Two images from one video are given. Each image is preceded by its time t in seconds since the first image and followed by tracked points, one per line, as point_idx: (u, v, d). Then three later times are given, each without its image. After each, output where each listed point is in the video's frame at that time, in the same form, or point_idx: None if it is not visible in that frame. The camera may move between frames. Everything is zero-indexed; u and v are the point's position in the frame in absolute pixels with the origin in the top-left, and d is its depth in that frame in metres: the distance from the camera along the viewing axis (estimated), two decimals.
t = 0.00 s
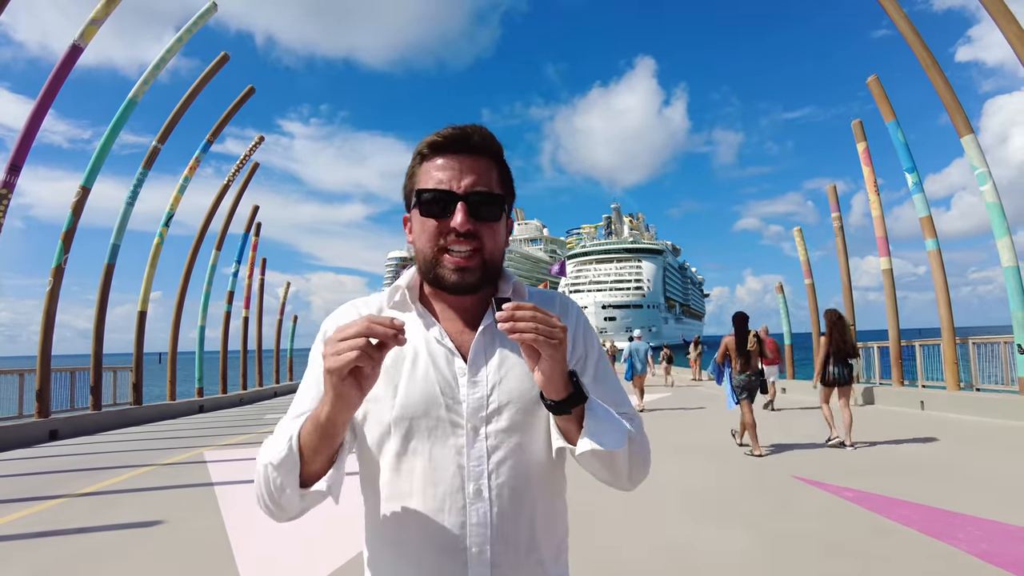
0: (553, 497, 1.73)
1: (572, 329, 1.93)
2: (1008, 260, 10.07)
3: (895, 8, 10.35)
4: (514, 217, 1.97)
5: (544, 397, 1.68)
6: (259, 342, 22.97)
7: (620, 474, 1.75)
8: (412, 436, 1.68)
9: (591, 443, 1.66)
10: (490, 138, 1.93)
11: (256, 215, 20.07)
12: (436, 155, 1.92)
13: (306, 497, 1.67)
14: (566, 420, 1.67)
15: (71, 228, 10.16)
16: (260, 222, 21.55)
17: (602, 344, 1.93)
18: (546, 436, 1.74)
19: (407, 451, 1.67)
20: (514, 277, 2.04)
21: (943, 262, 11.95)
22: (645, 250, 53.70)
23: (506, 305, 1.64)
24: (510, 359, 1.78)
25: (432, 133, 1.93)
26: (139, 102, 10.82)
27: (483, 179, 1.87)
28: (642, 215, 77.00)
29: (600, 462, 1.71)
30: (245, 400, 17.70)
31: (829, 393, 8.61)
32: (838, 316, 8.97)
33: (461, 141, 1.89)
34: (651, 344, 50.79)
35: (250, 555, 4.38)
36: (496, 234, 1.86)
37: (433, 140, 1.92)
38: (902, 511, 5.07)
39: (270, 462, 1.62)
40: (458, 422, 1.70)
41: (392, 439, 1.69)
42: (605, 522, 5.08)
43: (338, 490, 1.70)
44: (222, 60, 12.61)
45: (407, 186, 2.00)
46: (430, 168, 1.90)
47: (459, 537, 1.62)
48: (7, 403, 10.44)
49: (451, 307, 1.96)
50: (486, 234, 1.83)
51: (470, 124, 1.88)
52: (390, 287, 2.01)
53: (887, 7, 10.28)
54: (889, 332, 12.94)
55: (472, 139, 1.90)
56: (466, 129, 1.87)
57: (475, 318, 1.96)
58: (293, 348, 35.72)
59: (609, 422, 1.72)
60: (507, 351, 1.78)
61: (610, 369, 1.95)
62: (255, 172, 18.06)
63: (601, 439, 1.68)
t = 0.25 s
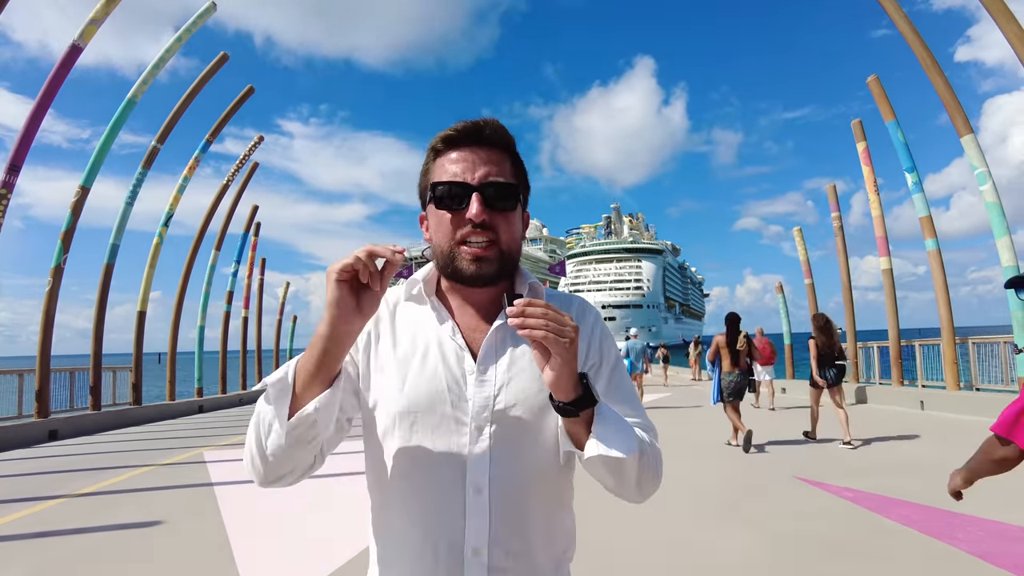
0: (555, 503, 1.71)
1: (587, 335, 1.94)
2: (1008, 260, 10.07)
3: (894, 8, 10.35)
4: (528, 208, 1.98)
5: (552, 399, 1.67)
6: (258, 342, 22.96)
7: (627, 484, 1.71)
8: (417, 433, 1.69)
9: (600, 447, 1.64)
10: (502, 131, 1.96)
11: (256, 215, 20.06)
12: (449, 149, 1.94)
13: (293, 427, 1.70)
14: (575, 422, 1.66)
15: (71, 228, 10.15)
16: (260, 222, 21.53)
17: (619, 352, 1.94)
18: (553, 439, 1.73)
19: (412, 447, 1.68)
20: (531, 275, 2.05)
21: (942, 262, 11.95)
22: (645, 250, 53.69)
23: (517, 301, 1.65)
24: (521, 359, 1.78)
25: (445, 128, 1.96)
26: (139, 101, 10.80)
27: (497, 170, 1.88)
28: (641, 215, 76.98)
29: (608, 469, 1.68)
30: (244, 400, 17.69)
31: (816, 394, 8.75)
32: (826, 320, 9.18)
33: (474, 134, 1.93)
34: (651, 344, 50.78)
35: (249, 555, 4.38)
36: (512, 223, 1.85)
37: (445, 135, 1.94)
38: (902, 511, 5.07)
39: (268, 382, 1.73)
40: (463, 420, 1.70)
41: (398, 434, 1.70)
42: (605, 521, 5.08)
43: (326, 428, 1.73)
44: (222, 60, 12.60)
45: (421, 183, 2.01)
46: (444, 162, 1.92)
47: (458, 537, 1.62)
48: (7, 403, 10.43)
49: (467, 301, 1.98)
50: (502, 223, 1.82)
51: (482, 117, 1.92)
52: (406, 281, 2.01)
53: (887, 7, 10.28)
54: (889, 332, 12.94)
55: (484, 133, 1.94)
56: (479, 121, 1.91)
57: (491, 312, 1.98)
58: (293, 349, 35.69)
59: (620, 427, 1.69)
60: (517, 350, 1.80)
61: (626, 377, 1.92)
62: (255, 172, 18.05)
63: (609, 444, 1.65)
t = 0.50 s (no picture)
0: (564, 509, 1.72)
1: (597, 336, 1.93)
2: (1008, 260, 10.07)
3: (893, 8, 10.36)
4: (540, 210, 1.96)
5: (563, 410, 1.67)
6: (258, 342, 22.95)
7: (633, 489, 1.74)
8: (427, 439, 1.68)
9: (610, 458, 1.65)
10: (519, 128, 1.90)
11: (255, 215, 20.05)
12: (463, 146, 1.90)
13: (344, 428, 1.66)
14: (585, 434, 1.67)
15: (70, 229, 10.14)
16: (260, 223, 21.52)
17: (625, 352, 1.94)
18: (562, 446, 1.74)
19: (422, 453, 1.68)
20: (542, 277, 2.01)
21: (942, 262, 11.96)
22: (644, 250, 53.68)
23: (529, 314, 1.63)
24: (531, 366, 1.76)
25: (459, 123, 1.91)
26: (139, 102, 10.80)
27: (509, 175, 1.86)
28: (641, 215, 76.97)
29: (616, 477, 1.70)
30: (244, 401, 17.68)
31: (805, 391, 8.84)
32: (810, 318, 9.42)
33: (490, 131, 1.88)
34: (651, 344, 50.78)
35: (250, 556, 4.37)
36: (522, 232, 1.84)
37: (458, 130, 1.90)
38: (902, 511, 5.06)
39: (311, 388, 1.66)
40: (475, 427, 1.70)
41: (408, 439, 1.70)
42: (605, 521, 5.07)
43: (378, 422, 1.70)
44: (221, 60, 12.59)
45: (433, 177, 2.00)
46: (457, 161, 1.90)
47: (468, 542, 1.63)
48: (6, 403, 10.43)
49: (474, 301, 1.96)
50: (511, 235, 1.82)
51: (498, 116, 1.87)
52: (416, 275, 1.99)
53: (886, 7, 10.29)
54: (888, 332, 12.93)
55: (500, 131, 1.88)
56: (494, 120, 1.86)
57: (500, 314, 1.96)
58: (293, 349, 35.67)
59: (630, 438, 1.70)
60: (529, 359, 1.77)
61: (633, 379, 1.92)
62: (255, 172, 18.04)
63: (620, 455, 1.66)
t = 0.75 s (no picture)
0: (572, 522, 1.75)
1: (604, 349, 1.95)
2: (1007, 260, 10.08)
3: (892, 8, 10.37)
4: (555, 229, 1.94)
5: (571, 429, 1.68)
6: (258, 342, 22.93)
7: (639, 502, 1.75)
8: (439, 456, 1.69)
9: (615, 480, 1.67)
10: (539, 151, 1.86)
11: (255, 215, 20.04)
12: (479, 165, 1.85)
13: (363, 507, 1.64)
14: (593, 453, 1.68)
15: (69, 229, 10.13)
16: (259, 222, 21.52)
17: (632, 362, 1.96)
18: (570, 461, 1.75)
19: (436, 469, 1.69)
20: (554, 289, 1.94)
21: (941, 261, 11.98)
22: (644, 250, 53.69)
23: (544, 342, 1.62)
24: (542, 384, 1.75)
25: (477, 137, 1.85)
26: (138, 102, 10.80)
27: (525, 199, 1.85)
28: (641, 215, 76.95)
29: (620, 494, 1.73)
30: (244, 400, 17.67)
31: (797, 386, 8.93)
32: (796, 319, 9.63)
33: (510, 153, 1.82)
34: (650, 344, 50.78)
35: (249, 556, 4.37)
36: (534, 260, 1.85)
37: (475, 148, 1.84)
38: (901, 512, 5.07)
39: (331, 480, 1.59)
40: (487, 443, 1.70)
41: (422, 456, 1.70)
42: (605, 522, 5.08)
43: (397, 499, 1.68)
44: (220, 59, 12.58)
45: (445, 188, 1.95)
46: (473, 179, 1.87)
47: (482, 555, 1.65)
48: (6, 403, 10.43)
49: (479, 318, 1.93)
50: (524, 262, 1.82)
51: (519, 137, 1.82)
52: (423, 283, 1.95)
53: (885, 7, 10.30)
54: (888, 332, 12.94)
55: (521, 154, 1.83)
56: (515, 142, 1.81)
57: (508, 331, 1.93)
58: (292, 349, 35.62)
59: (635, 459, 1.71)
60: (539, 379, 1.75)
61: (639, 391, 1.92)
62: (254, 172, 18.04)
63: (625, 477, 1.69)
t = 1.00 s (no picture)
0: (582, 515, 1.75)
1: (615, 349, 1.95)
2: (1006, 260, 10.10)
3: (891, 8, 10.39)
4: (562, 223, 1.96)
5: (581, 422, 1.68)
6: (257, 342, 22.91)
7: (650, 496, 1.74)
8: (451, 448, 1.69)
9: (626, 471, 1.66)
10: (542, 147, 1.88)
11: (254, 215, 20.04)
12: (485, 162, 1.86)
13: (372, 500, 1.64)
14: (602, 446, 1.67)
15: (68, 229, 10.11)
16: (258, 223, 21.50)
17: (644, 360, 1.94)
18: (581, 455, 1.75)
19: (449, 461, 1.69)
20: (563, 286, 1.97)
21: (940, 262, 12.00)
22: (644, 250, 53.70)
23: (551, 332, 1.62)
24: (553, 377, 1.75)
25: (480, 136, 1.86)
26: (138, 102, 10.79)
27: (532, 193, 1.85)
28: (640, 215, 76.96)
29: (630, 486, 1.72)
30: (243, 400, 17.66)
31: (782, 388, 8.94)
32: (786, 320, 9.48)
33: (513, 148, 1.83)
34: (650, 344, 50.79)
35: (250, 556, 4.37)
36: (543, 248, 1.86)
37: (481, 145, 1.85)
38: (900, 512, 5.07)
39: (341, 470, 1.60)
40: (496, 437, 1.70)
41: (435, 449, 1.71)
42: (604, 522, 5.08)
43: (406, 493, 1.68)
44: (219, 60, 12.58)
45: (453, 187, 1.96)
46: (479, 176, 1.87)
47: (491, 546, 1.65)
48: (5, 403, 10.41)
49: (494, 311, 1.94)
50: (533, 251, 1.82)
51: (520, 130, 1.84)
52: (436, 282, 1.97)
53: (885, 7, 10.31)
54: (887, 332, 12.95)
55: (523, 148, 1.85)
56: (517, 135, 1.83)
57: (521, 324, 1.94)
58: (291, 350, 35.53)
59: (645, 451, 1.71)
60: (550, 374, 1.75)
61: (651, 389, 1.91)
62: (253, 172, 18.03)
63: (635, 468, 1.67)
